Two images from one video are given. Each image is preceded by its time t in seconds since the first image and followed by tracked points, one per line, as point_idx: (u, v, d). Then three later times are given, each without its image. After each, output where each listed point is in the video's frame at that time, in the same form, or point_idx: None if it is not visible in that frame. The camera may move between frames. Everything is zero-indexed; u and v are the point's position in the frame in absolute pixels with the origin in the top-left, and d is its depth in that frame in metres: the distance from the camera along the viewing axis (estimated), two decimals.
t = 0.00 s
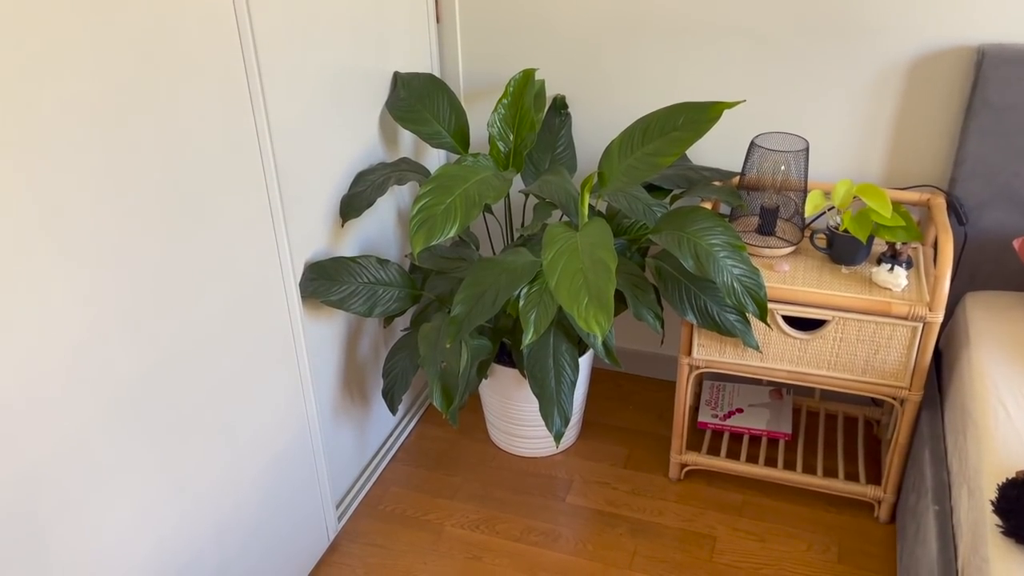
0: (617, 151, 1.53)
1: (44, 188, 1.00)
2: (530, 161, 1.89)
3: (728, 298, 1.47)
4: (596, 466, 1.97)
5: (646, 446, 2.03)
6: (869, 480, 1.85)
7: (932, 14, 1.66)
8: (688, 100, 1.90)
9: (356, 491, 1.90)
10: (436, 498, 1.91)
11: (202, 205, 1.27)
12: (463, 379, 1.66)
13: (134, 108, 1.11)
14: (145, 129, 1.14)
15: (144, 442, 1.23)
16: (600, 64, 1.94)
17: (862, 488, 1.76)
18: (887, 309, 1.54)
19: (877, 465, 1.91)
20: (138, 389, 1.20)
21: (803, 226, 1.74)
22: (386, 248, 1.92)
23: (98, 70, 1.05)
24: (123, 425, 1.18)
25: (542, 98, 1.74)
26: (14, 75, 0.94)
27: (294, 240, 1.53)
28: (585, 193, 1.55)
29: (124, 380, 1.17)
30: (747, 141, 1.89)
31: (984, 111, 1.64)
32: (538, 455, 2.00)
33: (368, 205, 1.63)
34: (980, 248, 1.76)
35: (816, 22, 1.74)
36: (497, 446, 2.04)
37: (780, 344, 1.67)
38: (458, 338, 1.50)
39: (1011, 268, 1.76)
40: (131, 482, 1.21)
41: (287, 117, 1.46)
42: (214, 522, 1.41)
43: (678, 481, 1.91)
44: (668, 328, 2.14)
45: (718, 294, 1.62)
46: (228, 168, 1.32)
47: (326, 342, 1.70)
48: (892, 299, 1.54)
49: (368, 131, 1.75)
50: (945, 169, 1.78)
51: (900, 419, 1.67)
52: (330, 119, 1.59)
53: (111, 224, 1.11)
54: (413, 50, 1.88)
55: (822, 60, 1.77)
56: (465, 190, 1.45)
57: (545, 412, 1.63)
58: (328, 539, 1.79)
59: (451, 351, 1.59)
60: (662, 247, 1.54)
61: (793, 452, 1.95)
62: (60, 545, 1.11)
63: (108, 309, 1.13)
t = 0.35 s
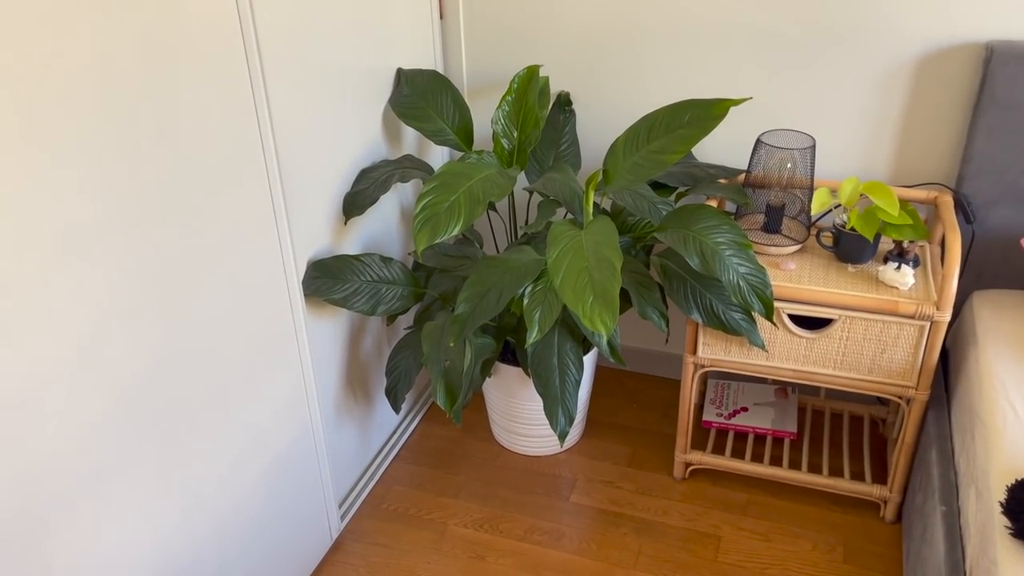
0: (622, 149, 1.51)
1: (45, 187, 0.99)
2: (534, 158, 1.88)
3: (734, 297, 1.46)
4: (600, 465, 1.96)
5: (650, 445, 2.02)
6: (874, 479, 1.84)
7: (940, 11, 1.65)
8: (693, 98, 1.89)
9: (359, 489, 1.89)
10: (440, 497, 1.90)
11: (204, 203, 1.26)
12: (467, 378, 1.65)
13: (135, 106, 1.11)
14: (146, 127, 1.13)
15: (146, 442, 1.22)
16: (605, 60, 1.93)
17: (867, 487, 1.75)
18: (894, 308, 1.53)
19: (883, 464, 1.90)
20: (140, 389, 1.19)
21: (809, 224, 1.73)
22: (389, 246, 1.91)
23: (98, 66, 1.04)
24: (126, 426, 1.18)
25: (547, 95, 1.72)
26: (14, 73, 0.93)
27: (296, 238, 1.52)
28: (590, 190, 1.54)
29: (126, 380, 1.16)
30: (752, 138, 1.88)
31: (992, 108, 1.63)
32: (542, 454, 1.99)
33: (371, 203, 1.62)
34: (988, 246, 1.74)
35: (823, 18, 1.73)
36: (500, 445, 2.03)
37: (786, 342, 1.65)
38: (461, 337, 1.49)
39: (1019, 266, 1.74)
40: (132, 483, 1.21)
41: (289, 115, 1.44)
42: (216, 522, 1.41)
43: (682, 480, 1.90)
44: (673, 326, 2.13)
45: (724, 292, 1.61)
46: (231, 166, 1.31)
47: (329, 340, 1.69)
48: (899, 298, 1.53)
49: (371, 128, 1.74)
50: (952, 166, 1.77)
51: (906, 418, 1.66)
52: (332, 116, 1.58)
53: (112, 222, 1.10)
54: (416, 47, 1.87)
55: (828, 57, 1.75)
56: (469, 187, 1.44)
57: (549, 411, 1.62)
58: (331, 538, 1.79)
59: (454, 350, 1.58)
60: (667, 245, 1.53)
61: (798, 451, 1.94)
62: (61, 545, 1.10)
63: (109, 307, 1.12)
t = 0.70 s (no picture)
0: (625, 148, 1.51)
1: (47, 187, 0.99)
2: (537, 157, 1.87)
3: (737, 297, 1.45)
4: (602, 465, 1.96)
5: (652, 445, 2.01)
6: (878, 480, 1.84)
7: (945, 10, 1.64)
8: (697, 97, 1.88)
9: (361, 489, 1.89)
10: (442, 496, 1.90)
11: (206, 203, 1.26)
12: (469, 377, 1.65)
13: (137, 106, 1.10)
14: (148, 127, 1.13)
15: (148, 443, 1.22)
16: (608, 59, 1.92)
17: (871, 488, 1.75)
18: (898, 309, 1.52)
19: (886, 465, 1.89)
20: (144, 388, 1.19)
21: (813, 224, 1.72)
22: (391, 245, 1.90)
23: (100, 66, 1.04)
24: (128, 427, 1.17)
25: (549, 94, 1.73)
26: (15, 72, 0.93)
27: (298, 237, 1.52)
28: (593, 190, 1.54)
29: (127, 380, 1.16)
30: (756, 138, 1.88)
31: (997, 108, 1.62)
32: (544, 454, 1.99)
33: (373, 201, 1.62)
34: (993, 247, 1.74)
35: (827, 18, 1.72)
36: (502, 445, 2.03)
37: (789, 343, 1.65)
38: (464, 336, 1.48)
39: None
40: (134, 484, 1.20)
41: (291, 114, 1.44)
42: (218, 522, 1.40)
43: (685, 480, 1.90)
44: (676, 326, 2.13)
45: (727, 293, 1.60)
46: (233, 166, 1.31)
47: (331, 339, 1.69)
48: (903, 298, 1.53)
49: (374, 127, 1.73)
50: (957, 167, 1.76)
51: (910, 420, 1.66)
52: (335, 115, 1.58)
53: (114, 223, 1.09)
54: (419, 46, 1.87)
55: (833, 56, 1.75)
56: (472, 187, 1.43)
57: (551, 411, 1.62)
58: (333, 538, 1.78)
59: (456, 350, 1.57)
60: (671, 245, 1.53)
61: (801, 451, 1.93)
62: (63, 546, 1.10)
63: (111, 309, 1.11)
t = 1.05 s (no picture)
0: (628, 148, 1.51)
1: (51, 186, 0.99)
2: (540, 156, 1.87)
3: (739, 297, 1.45)
4: (604, 464, 1.96)
5: (654, 444, 2.01)
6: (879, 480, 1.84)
7: (948, 10, 1.64)
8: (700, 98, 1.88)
9: (363, 487, 1.89)
10: (443, 495, 1.90)
11: (209, 202, 1.26)
12: (471, 377, 1.65)
13: (140, 106, 1.11)
14: (152, 127, 1.13)
15: (151, 442, 1.22)
16: (611, 59, 1.92)
17: (872, 488, 1.75)
18: (900, 309, 1.52)
19: (888, 466, 1.89)
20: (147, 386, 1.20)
21: (815, 225, 1.72)
22: (393, 244, 1.91)
23: (103, 64, 1.04)
24: (130, 425, 1.18)
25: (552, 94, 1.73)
26: (19, 72, 0.93)
27: (301, 236, 1.52)
28: (595, 189, 1.54)
29: (130, 379, 1.17)
30: (759, 138, 1.87)
31: (1000, 109, 1.62)
32: (546, 453, 1.99)
33: (376, 200, 1.62)
34: (996, 247, 1.73)
35: (830, 18, 1.72)
36: (504, 444, 2.03)
37: (792, 343, 1.65)
38: (466, 336, 1.48)
39: None
40: (136, 482, 1.21)
41: (294, 113, 1.44)
42: (219, 520, 1.41)
43: (686, 480, 1.90)
44: (678, 326, 2.13)
45: (729, 292, 1.60)
46: (236, 165, 1.31)
47: (333, 338, 1.69)
48: (905, 299, 1.53)
49: (377, 126, 1.73)
50: (960, 167, 1.76)
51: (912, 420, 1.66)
52: (338, 114, 1.58)
53: (117, 222, 1.10)
54: (422, 45, 1.87)
55: (836, 57, 1.75)
56: (474, 186, 1.43)
57: (553, 411, 1.62)
58: (334, 536, 1.79)
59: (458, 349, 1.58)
60: (673, 245, 1.53)
61: (803, 451, 1.93)
62: (66, 544, 1.11)
63: (114, 307, 1.12)
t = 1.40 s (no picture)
0: (630, 146, 1.51)
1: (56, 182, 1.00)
2: (542, 154, 1.88)
3: (740, 295, 1.46)
4: (605, 462, 1.97)
5: (655, 442, 2.02)
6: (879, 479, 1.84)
7: (950, 10, 1.64)
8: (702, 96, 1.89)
9: (365, 484, 1.90)
10: (445, 492, 1.91)
11: (213, 200, 1.27)
12: (472, 374, 1.65)
13: (145, 103, 1.11)
14: (156, 124, 1.14)
15: (154, 437, 1.23)
16: (613, 58, 1.93)
17: (872, 487, 1.75)
18: (900, 308, 1.52)
19: (888, 464, 1.90)
20: (150, 383, 1.21)
21: (816, 223, 1.72)
22: (396, 241, 1.91)
23: (108, 62, 1.05)
24: (133, 421, 1.19)
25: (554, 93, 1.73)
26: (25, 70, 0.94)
27: (304, 233, 1.53)
28: (597, 188, 1.54)
29: (134, 375, 1.17)
30: (761, 137, 1.88)
31: (1002, 108, 1.62)
32: (547, 451, 2.00)
33: (379, 198, 1.63)
34: (997, 247, 1.74)
35: (832, 18, 1.72)
36: (506, 441, 2.04)
37: (792, 341, 1.65)
38: (467, 333, 1.49)
39: None
40: (140, 477, 1.22)
41: (297, 111, 1.45)
42: (222, 515, 1.42)
43: (687, 478, 1.91)
44: (679, 324, 2.14)
45: (730, 290, 1.61)
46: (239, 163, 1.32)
47: (335, 335, 1.70)
48: (906, 298, 1.53)
49: (379, 124, 1.74)
50: (961, 166, 1.76)
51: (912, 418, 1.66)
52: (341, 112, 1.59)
53: (121, 218, 1.11)
54: (425, 44, 1.87)
55: (838, 56, 1.75)
56: (476, 184, 1.44)
57: (554, 408, 1.63)
58: (336, 532, 1.80)
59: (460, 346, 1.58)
60: (675, 244, 1.53)
61: (803, 450, 1.94)
62: (70, 538, 1.12)
63: (118, 303, 1.13)
